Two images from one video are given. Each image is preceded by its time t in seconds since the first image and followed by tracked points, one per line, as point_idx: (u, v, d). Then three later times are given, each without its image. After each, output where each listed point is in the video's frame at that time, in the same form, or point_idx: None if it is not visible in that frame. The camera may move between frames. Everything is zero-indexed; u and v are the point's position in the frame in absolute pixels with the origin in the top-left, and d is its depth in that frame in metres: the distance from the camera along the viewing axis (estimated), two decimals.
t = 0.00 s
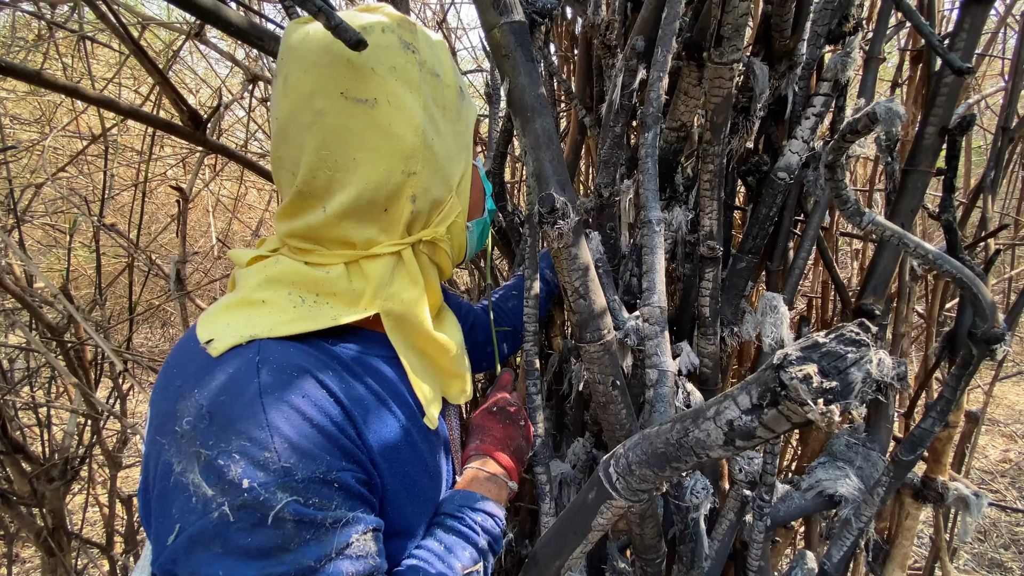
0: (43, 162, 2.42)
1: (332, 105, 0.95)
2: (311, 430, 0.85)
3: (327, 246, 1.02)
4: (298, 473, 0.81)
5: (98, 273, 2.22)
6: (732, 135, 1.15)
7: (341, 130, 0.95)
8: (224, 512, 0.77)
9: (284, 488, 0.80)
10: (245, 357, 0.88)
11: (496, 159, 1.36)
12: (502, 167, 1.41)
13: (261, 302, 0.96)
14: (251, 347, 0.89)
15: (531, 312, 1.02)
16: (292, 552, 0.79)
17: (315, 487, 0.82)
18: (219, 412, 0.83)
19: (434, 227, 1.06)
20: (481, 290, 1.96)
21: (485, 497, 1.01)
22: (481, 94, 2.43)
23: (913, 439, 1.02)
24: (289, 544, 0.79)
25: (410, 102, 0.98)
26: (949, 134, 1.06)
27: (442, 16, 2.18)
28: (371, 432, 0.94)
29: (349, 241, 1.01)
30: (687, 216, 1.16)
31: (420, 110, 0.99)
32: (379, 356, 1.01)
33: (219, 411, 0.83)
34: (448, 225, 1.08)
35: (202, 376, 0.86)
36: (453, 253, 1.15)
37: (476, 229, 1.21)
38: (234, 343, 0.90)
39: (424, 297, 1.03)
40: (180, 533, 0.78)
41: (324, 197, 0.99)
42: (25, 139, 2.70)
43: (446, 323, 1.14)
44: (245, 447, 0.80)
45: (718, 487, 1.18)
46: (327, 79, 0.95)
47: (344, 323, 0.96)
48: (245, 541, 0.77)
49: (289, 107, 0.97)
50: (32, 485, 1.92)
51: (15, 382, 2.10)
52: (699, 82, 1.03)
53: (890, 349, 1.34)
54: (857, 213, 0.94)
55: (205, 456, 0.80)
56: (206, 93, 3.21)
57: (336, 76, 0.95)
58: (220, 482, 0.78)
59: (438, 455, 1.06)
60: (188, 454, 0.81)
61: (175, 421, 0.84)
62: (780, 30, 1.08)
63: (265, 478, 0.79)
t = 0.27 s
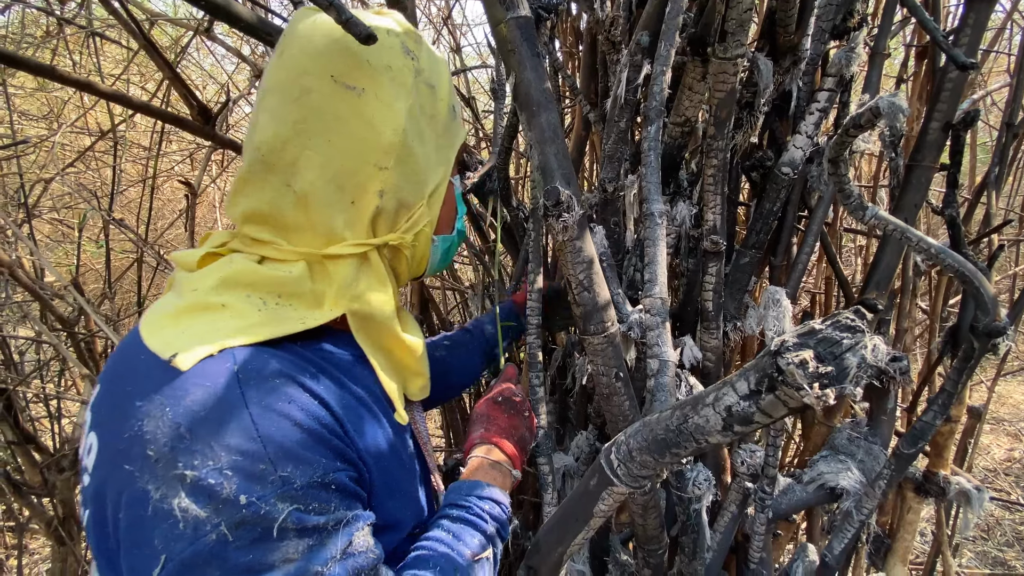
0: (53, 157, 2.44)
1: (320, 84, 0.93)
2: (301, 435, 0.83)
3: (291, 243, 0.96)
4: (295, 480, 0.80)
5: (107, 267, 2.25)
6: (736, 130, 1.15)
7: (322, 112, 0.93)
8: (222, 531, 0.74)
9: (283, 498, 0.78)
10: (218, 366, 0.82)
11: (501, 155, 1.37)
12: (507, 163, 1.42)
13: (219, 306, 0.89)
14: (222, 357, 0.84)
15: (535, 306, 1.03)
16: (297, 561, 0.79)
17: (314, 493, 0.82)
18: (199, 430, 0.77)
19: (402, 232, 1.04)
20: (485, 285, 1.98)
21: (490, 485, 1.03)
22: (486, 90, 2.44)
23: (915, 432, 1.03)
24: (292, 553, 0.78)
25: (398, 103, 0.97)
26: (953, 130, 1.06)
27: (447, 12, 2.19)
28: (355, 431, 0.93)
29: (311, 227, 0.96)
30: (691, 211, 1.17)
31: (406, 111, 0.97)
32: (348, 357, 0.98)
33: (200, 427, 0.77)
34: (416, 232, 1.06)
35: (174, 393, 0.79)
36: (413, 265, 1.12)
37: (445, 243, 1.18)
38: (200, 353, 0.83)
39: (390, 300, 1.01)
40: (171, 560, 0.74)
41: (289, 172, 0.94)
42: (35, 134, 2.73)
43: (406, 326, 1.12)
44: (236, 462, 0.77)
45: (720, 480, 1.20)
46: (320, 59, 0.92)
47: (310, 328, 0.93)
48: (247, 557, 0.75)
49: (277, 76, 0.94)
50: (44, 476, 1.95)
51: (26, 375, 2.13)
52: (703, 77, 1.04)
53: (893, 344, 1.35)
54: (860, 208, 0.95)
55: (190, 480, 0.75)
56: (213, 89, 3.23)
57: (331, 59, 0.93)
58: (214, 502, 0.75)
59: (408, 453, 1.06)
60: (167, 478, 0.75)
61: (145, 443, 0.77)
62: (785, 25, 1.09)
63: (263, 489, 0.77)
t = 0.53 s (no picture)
0: (64, 153, 2.47)
1: (256, 70, 0.86)
2: (280, 442, 0.76)
3: (217, 241, 0.83)
4: (288, 484, 0.75)
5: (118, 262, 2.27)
6: (744, 127, 1.15)
7: (254, 100, 0.85)
8: (227, 558, 0.69)
9: (282, 505, 0.74)
10: (165, 387, 0.72)
11: (508, 151, 1.37)
12: (513, 159, 1.42)
13: (142, 322, 0.76)
14: (170, 377, 0.72)
15: (541, 302, 1.04)
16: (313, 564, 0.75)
17: (310, 494, 0.77)
18: (170, 461, 0.69)
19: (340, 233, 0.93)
20: (491, 282, 1.98)
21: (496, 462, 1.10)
22: (493, 87, 2.44)
23: (923, 431, 1.01)
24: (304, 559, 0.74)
25: (340, 97, 0.90)
26: (963, 127, 1.05)
27: (454, 9, 2.20)
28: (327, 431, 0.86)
29: (236, 222, 0.84)
30: (698, 208, 1.16)
31: (348, 108, 0.90)
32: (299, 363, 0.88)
33: (172, 456, 0.69)
34: (356, 236, 0.95)
35: (124, 427, 0.69)
36: (342, 279, 1.00)
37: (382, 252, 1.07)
38: (145, 377, 0.71)
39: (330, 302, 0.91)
40: None
41: (213, 160, 0.84)
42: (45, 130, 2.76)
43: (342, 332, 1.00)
44: (224, 484, 0.70)
45: (726, 478, 1.20)
46: (257, 48, 0.87)
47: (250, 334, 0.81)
48: None
49: (208, 60, 0.86)
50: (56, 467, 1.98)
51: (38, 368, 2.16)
52: (712, 74, 1.03)
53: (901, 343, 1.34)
54: (869, 206, 0.94)
55: (173, 515, 0.68)
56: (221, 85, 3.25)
57: (272, 48, 0.88)
58: (210, 529, 0.69)
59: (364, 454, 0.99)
60: (146, 519, 0.68)
61: (108, 488, 0.68)
62: (794, 21, 1.08)
63: (260, 502, 0.72)
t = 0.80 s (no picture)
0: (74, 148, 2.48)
1: (156, 50, 0.81)
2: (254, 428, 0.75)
3: (142, 236, 0.77)
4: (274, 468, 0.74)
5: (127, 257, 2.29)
6: (756, 123, 1.14)
7: (154, 79, 0.80)
8: (231, 548, 0.69)
9: (275, 488, 0.74)
10: (128, 389, 0.69)
11: (517, 147, 1.37)
12: (522, 156, 1.41)
13: (78, 325, 0.70)
14: (132, 379, 0.70)
15: (550, 298, 1.03)
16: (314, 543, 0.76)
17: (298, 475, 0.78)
18: (153, 463, 0.66)
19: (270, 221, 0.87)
20: (498, 279, 1.98)
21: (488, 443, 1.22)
22: (502, 83, 2.43)
23: (935, 430, 1.00)
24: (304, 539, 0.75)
25: (254, 72, 0.84)
26: (979, 124, 1.04)
27: (463, 5, 2.19)
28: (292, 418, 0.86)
29: (153, 215, 0.79)
30: (709, 205, 1.16)
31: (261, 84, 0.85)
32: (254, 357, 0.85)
33: (154, 457, 0.67)
34: (292, 223, 0.90)
35: (91, 438, 0.65)
36: (280, 271, 0.94)
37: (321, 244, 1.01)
38: (100, 386, 0.67)
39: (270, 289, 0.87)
40: None
41: (120, 149, 0.79)
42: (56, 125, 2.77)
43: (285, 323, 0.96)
44: (215, 476, 0.69)
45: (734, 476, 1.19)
46: (154, 26, 0.81)
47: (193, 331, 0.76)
48: (264, 560, 0.71)
49: (106, 43, 0.81)
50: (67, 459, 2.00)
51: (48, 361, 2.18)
52: (724, 69, 1.03)
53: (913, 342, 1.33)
54: (883, 203, 0.93)
55: (167, 516, 0.66)
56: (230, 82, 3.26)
57: (171, 23, 0.82)
58: (208, 523, 0.68)
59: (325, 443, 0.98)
60: (132, 526, 0.65)
61: (83, 505, 0.63)
62: (808, 16, 1.07)
63: (252, 489, 0.72)
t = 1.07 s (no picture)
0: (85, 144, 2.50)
1: (94, 42, 0.81)
2: (208, 420, 0.78)
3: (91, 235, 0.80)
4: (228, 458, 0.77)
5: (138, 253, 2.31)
6: (766, 121, 1.14)
7: (92, 71, 0.81)
8: (185, 541, 0.72)
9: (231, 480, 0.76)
10: (78, 384, 0.72)
11: (525, 144, 1.37)
12: (531, 153, 1.42)
13: (25, 321, 0.74)
14: (81, 374, 0.73)
15: (559, 294, 1.04)
16: (272, 533, 0.78)
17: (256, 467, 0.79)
18: (99, 456, 0.70)
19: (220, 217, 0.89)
20: (505, 277, 1.98)
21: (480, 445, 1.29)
22: (511, 81, 2.43)
23: (943, 428, 0.99)
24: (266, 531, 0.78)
25: (193, 62, 0.85)
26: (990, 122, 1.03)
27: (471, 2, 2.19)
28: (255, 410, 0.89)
29: (101, 210, 0.81)
30: (718, 202, 1.15)
31: (202, 74, 0.85)
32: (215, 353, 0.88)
33: (99, 450, 0.70)
34: (245, 217, 0.92)
35: (45, 437, 0.69)
36: (239, 265, 0.97)
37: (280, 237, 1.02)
38: (44, 380, 0.70)
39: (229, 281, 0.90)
40: None
41: (64, 143, 0.81)
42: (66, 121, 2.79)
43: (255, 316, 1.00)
44: (166, 468, 0.72)
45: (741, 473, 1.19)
46: (90, 19, 0.82)
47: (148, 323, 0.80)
48: (217, 550, 0.74)
49: (47, 37, 0.82)
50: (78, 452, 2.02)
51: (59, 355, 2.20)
52: (735, 67, 1.03)
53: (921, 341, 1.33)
54: (894, 201, 0.93)
55: (116, 508, 0.70)
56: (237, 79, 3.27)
57: (111, 15, 0.83)
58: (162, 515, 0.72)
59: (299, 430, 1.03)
60: (82, 518, 0.69)
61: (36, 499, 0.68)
62: (820, 14, 1.06)
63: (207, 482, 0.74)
